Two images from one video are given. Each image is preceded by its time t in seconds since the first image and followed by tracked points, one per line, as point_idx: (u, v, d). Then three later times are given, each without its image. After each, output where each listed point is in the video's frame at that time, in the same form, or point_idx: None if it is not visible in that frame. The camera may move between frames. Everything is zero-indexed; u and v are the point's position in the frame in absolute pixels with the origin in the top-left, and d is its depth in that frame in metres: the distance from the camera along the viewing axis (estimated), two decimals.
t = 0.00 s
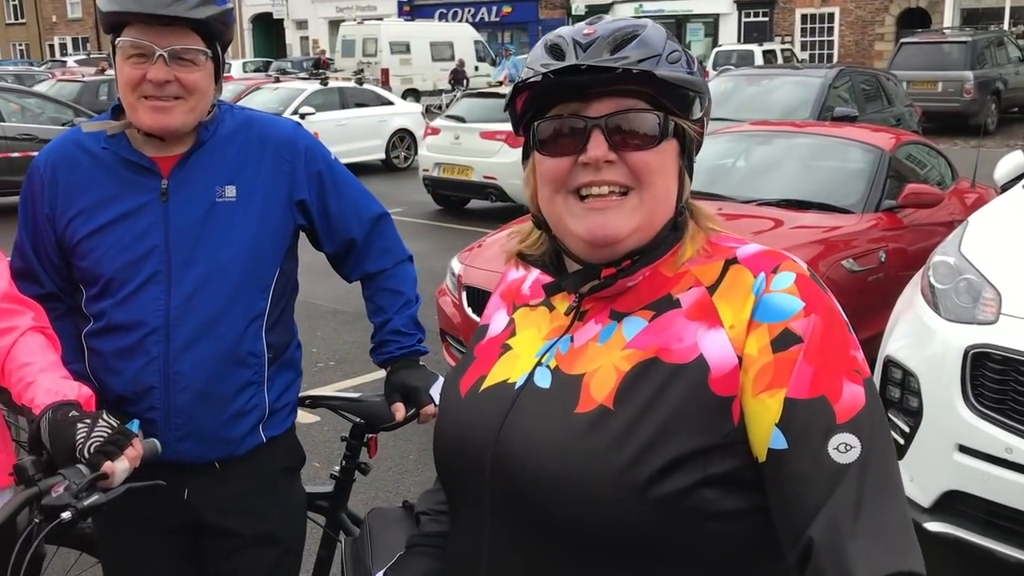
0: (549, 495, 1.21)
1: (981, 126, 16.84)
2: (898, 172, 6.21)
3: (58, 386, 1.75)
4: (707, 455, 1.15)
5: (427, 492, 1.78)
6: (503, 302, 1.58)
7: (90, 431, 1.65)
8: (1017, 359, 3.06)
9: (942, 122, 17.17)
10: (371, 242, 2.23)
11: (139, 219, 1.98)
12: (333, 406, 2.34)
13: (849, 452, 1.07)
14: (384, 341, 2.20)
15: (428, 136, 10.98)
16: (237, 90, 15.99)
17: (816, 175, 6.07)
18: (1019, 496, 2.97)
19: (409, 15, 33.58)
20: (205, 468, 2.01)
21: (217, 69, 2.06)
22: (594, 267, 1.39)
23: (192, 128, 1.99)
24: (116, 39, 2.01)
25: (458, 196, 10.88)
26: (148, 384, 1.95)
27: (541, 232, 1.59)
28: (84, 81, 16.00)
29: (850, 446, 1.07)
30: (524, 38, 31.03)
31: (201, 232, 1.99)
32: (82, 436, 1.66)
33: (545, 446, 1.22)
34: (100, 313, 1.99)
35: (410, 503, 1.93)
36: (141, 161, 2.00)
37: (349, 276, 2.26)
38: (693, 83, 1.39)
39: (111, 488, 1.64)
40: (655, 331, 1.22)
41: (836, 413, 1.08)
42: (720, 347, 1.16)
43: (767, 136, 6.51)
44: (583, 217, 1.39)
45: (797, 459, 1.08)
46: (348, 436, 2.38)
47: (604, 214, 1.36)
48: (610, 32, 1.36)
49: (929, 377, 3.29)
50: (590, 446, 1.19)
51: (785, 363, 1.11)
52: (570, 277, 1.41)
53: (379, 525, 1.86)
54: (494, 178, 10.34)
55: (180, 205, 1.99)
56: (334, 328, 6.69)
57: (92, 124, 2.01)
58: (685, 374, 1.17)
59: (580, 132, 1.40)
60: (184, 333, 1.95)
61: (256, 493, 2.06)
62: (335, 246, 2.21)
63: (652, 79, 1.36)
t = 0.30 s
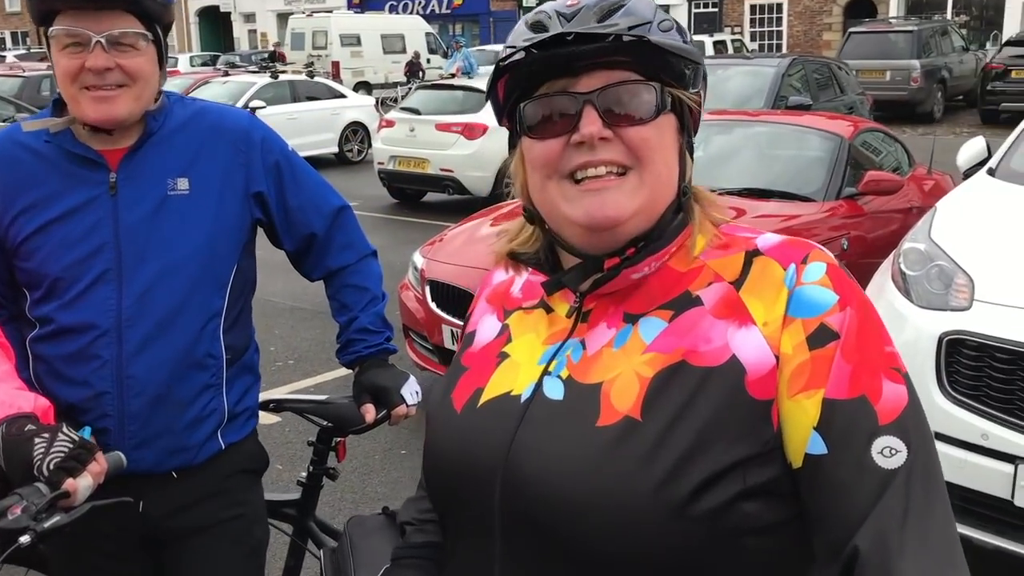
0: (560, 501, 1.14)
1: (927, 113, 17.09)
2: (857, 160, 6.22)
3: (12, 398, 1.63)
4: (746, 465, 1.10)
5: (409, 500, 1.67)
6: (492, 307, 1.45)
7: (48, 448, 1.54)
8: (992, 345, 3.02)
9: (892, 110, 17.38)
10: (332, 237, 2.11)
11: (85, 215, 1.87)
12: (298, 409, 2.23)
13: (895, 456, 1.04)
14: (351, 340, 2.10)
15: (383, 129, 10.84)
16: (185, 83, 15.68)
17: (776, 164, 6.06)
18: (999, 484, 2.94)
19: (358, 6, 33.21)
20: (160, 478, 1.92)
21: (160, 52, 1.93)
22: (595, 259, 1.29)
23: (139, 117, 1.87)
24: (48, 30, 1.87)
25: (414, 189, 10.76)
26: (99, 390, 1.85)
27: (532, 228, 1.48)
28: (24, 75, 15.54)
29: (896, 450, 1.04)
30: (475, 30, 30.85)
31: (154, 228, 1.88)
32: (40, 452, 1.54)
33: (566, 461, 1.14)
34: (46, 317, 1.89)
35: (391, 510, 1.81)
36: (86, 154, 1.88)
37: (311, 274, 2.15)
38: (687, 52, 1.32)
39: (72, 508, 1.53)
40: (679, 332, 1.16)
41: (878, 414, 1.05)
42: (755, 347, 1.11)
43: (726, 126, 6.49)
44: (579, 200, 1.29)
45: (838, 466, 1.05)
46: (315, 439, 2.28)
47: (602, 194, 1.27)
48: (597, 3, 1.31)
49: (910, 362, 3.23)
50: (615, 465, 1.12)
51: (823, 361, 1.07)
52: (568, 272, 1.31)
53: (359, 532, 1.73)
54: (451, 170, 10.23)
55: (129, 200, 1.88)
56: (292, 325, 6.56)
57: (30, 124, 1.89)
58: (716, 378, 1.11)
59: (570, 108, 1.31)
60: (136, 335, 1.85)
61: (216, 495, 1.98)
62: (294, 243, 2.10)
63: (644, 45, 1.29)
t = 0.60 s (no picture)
0: (534, 503, 1.09)
1: (858, 102, 17.40)
2: (795, 148, 6.26)
3: None
4: (731, 462, 1.05)
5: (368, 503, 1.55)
6: (449, 303, 1.38)
7: None
8: (938, 329, 2.93)
9: (823, 100, 17.64)
10: (272, 225, 2.02)
11: (17, 204, 1.73)
12: (237, 405, 2.15)
13: (886, 448, 1.00)
14: (292, 332, 2.02)
15: (319, 119, 10.66)
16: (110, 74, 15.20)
17: (717, 152, 6.06)
18: (946, 465, 2.87)
19: None
20: (101, 479, 1.80)
21: (81, 31, 1.76)
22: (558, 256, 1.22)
23: (68, 103, 1.71)
24: None
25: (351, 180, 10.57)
26: (36, 389, 1.72)
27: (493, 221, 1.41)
28: None
29: (886, 441, 1.01)
30: (409, 19, 30.56)
31: (90, 218, 1.77)
32: None
33: (541, 461, 1.09)
34: None
35: (345, 509, 1.76)
36: (17, 143, 1.74)
37: (250, 264, 2.05)
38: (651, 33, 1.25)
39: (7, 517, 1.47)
40: (655, 326, 1.11)
41: (867, 406, 1.01)
42: (737, 338, 1.06)
43: (667, 114, 6.48)
44: (538, 191, 1.23)
45: (830, 460, 1.02)
46: (257, 435, 2.20)
47: (563, 184, 1.20)
48: None
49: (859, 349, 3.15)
50: (595, 467, 1.06)
51: (809, 353, 1.03)
52: (530, 268, 1.24)
53: (314, 536, 1.69)
54: (389, 160, 10.08)
55: (63, 188, 1.76)
56: (230, 320, 6.38)
57: None
58: (698, 372, 1.06)
59: (526, 97, 1.24)
60: (76, 330, 1.74)
61: (158, 489, 1.87)
62: (233, 232, 2.01)
63: (602, 26, 1.22)
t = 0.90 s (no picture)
0: (470, 503, 1.04)
1: (828, 93, 17.47)
2: (764, 137, 6.24)
3: None
4: (675, 456, 1.02)
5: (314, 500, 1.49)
6: (395, 289, 1.33)
7: None
8: (905, 319, 2.91)
9: (794, 90, 17.72)
10: (224, 211, 1.94)
11: None
12: (189, 393, 2.06)
13: (839, 442, 0.98)
14: (246, 319, 1.96)
15: (288, 105, 10.52)
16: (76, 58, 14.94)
17: (686, 141, 6.03)
18: (912, 455, 2.85)
19: None
20: (39, 475, 1.73)
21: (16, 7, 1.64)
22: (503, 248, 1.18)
23: None
24: None
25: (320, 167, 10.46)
26: None
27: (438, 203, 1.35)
28: None
29: (839, 436, 0.98)
30: (381, 6, 30.33)
31: (29, 201, 1.69)
32: None
33: (475, 455, 1.04)
34: None
35: (296, 504, 1.70)
36: None
37: (203, 250, 1.97)
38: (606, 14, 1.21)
39: None
40: (600, 315, 1.07)
41: (820, 399, 0.99)
42: (685, 329, 1.03)
43: (637, 103, 6.44)
44: (484, 181, 1.19)
45: (782, 454, 0.99)
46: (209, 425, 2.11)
47: (509, 176, 1.17)
48: None
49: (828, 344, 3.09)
50: (535, 460, 1.02)
51: (759, 344, 1.00)
52: (475, 259, 1.20)
53: (263, 534, 1.62)
54: (358, 147, 9.97)
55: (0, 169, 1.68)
56: (194, 309, 6.28)
57: None
58: (641, 363, 1.03)
59: (472, 81, 1.20)
60: (12, 317, 1.67)
61: (101, 489, 1.80)
62: (185, 217, 1.93)
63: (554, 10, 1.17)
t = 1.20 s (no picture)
0: (423, 538, 1.06)
1: (868, 93, 17.20)
2: (797, 139, 6.11)
3: None
4: (641, 493, 1.03)
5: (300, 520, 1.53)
6: (372, 302, 1.37)
7: None
8: (930, 331, 2.79)
9: (833, 90, 17.45)
10: (221, 213, 1.92)
11: None
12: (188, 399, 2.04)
13: (820, 484, 0.99)
14: (245, 324, 1.93)
15: (321, 99, 10.54)
16: (114, 50, 15.05)
17: (718, 142, 5.90)
18: (933, 473, 2.75)
19: None
20: (31, 476, 1.71)
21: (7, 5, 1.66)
22: (484, 265, 1.18)
23: None
24: None
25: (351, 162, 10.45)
26: None
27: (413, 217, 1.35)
28: None
29: (820, 477, 0.99)
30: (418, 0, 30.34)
31: (21, 199, 1.67)
32: None
33: (433, 487, 1.06)
34: None
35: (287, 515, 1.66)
36: None
37: (201, 253, 1.95)
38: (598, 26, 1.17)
39: None
40: (571, 340, 1.08)
41: (801, 437, 0.99)
42: (657, 357, 1.04)
43: (668, 102, 6.33)
44: (464, 201, 1.18)
45: (755, 495, 0.99)
46: (207, 430, 2.09)
47: (490, 198, 1.16)
48: None
49: (847, 355, 2.96)
50: (490, 494, 1.03)
51: (736, 376, 1.01)
52: (449, 279, 1.19)
53: (248, 541, 1.58)
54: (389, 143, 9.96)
55: None
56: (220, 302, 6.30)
57: None
58: (612, 391, 1.04)
59: (455, 95, 1.18)
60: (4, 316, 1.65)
61: (98, 496, 1.78)
62: (181, 218, 1.91)
63: (544, 23, 1.13)
